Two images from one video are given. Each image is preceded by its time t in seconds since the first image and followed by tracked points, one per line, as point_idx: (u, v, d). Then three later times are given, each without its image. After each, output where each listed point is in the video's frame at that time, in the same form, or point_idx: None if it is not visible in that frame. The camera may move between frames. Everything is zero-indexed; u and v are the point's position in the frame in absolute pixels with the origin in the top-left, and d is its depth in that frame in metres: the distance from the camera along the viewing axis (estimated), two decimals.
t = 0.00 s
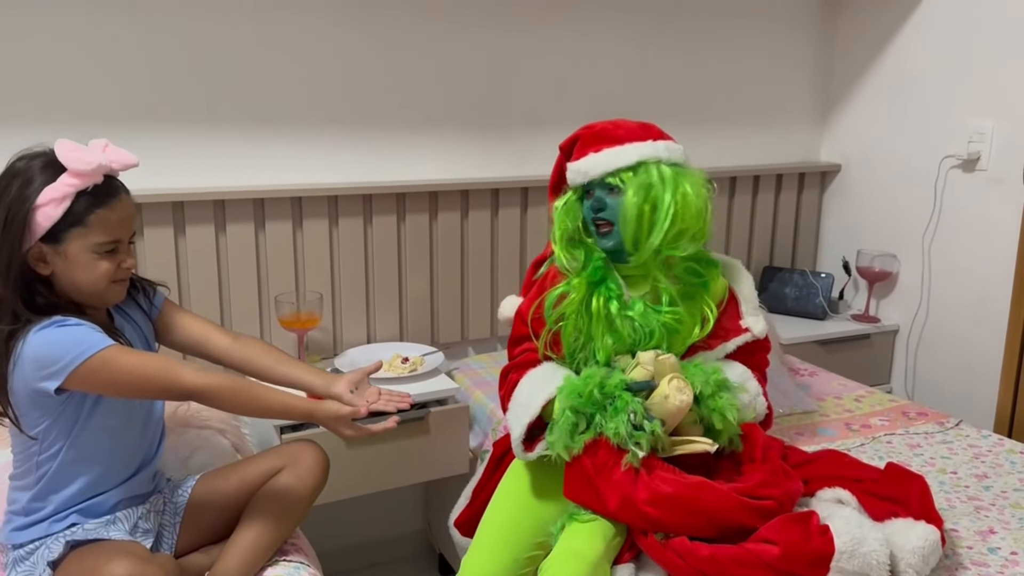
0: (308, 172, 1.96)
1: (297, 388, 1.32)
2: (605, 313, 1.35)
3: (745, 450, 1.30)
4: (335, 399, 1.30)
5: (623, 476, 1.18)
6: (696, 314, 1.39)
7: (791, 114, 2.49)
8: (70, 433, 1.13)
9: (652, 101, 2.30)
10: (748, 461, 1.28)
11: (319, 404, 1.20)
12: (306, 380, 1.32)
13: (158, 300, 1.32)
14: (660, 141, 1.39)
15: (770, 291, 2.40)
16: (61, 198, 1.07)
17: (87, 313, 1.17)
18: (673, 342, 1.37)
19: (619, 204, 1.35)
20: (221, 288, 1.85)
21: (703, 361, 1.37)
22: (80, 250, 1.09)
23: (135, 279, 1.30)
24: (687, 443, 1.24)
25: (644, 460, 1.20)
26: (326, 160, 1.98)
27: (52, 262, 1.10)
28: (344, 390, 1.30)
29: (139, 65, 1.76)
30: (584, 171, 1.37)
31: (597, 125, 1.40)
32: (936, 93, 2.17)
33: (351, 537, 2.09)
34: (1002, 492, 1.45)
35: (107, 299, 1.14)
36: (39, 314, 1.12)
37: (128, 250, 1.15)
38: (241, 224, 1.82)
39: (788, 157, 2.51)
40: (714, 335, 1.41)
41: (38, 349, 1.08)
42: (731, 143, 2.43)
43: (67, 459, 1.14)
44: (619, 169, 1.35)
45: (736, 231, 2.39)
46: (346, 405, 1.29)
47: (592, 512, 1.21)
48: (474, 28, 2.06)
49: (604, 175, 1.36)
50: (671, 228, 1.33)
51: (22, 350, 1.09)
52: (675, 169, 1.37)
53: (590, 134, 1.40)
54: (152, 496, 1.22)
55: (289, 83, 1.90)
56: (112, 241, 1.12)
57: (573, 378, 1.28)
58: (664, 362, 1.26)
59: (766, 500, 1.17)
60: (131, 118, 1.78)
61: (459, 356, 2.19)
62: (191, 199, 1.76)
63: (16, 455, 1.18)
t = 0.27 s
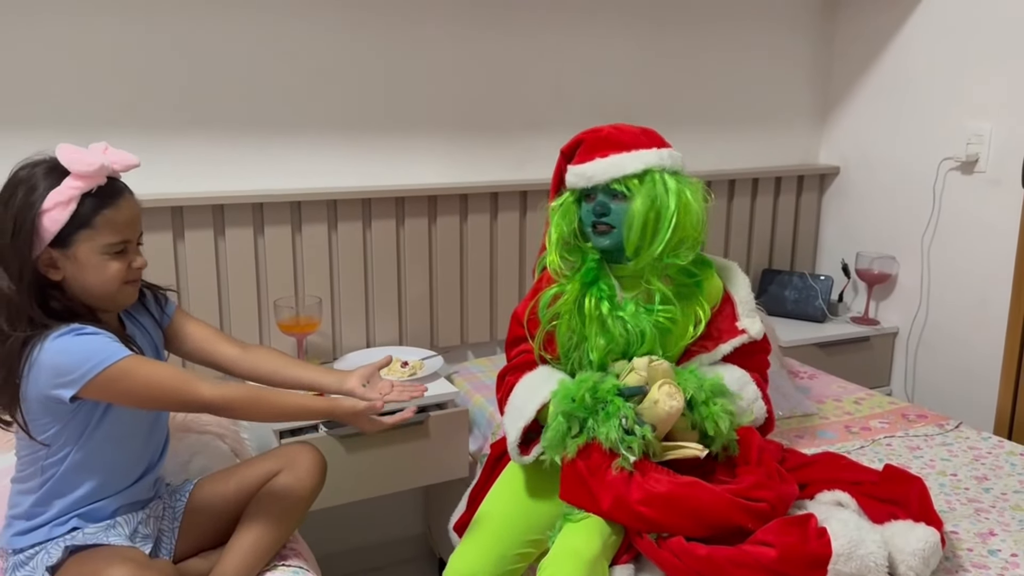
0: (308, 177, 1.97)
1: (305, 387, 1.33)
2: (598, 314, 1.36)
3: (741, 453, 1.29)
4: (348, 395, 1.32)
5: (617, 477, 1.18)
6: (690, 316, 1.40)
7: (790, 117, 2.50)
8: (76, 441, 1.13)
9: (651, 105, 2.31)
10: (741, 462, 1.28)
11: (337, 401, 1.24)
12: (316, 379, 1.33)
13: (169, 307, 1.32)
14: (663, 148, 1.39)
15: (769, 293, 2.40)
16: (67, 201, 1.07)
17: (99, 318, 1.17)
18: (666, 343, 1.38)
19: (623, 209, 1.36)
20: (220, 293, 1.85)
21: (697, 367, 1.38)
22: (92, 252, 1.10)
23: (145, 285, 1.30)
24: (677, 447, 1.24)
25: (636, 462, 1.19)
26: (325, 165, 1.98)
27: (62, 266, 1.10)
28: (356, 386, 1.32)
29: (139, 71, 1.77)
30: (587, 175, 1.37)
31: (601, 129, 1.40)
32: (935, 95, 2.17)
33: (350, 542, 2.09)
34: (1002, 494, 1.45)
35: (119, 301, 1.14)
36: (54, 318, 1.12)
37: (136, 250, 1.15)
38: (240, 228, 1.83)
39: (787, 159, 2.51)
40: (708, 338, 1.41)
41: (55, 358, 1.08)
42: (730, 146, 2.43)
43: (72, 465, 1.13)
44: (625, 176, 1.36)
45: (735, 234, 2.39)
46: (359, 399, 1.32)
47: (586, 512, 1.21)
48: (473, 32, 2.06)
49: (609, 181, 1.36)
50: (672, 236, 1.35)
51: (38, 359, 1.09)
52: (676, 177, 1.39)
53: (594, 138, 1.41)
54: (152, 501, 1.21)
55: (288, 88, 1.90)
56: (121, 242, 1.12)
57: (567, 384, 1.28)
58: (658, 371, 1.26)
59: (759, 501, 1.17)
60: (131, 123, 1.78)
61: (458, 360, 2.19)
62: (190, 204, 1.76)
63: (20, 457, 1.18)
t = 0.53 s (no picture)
0: (308, 181, 1.97)
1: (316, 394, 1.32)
2: (605, 321, 1.39)
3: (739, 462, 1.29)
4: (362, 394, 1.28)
5: (617, 492, 1.18)
6: (694, 321, 1.42)
7: (790, 120, 2.50)
8: (92, 445, 1.14)
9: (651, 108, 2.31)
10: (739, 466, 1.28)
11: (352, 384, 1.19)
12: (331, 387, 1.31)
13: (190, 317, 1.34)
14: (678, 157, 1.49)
15: (769, 296, 2.40)
16: (81, 201, 1.09)
17: (122, 319, 1.18)
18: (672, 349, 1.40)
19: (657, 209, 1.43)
20: (220, 297, 1.85)
21: (701, 394, 1.37)
22: (114, 249, 1.11)
23: (166, 291, 1.32)
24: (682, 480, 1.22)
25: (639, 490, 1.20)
26: (325, 169, 1.98)
27: (85, 268, 1.11)
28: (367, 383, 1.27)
29: (140, 76, 1.77)
30: (624, 174, 1.41)
31: (631, 133, 1.46)
32: (934, 98, 2.17)
33: (351, 546, 2.09)
34: (1003, 497, 1.45)
35: (144, 297, 1.15)
36: (82, 319, 1.13)
37: (153, 245, 1.16)
38: (241, 232, 1.83)
39: (786, 162, 2.52)
40: (711, 343, 1.43)
41: (85, 366, 1.09)
42: (730, 149, 2.44)
43: (84, 468, 1.14)
44: (660, 177, 1.43)
45: (736, 237, 2.39)
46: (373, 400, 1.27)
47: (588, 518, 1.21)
48: (473, 36, 2.07)
49: (644, 182, 1.42)
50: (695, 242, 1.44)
51: (64, 364, 1.10)
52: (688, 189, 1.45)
53: (625, 141, 1.44)
54: (159, 506, 1.21)
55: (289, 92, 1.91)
56: (139, 236, 1.13)
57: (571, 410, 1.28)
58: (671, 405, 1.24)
59: (757, 505, 1.17)
60: (132, 128, 1.78)
61: (458, 363, 2.19)
62: (191, 208, 1.76)
63: (31, 457, 1.18)
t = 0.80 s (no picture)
0: (309, 185, 1.97)
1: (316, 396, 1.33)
2: (609, 324, 1.40)
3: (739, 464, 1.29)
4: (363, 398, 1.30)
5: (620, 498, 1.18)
6: (699, 322, 1.42)
7: (791, 123, 2.50)
8: (96, 451, 1.14)
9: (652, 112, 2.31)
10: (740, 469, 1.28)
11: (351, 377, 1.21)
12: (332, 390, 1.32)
13: (195, 324, 1.34)
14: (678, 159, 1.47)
15: (770, 300, 2.40)
16: (89, 206, 1.09)
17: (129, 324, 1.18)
18: (676, 351, 1.40)
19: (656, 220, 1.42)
20: (222, 301, 1.85)
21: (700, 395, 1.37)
22: (122, 255, 1.11)
23: (174, 298, 1.32)
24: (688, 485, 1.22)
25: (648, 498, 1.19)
26: (326, 173, 1.98)
27: (92, 273, 1.11)
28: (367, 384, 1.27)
29: (142, 80, 1.77)
30: (623, 187, 1.40)
31: (629, 140, 1.44)
32: (934, 101, 2.17)
33: (353, 550, 2.09)
34: (1005, 500, 1.45)
35: (152, 303, 1.15)
36: (90, 324, 1.13)
37: (160, 250, 1.16)
38: (242, 236, 1.83)
39: (787, 165, 2.52)
40: (715, 345, 1.43)
41: (94, 372, 1.09)
42: (730, 152, 2.44)
43: (87, 473, 1.14)
44: (659, 187, 1.42)
45: (737, 240, 2.39)
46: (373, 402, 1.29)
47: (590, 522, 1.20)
48: (474, 41, 2.07)
49: (643, 193, 1.41)
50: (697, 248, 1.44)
51: (71, 369, 1.10)
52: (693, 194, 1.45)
53: (623, 152, 1.42)
54: (162, 511, 1.21)
55: (290, 96, 1.91)
56: (146, 242, 1.13)
57: (579, 417, 1.27)
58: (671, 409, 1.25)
59: (757, 509, 1.17)
60: (134, 132, 1.79)
61: (459, 367, 2.19)
62: (193, 212, 1.76)
63: (33, 462, 1.18)
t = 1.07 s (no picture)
0: (311, 187, 1.97)
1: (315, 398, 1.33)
2: (610, 319, 1.40)
3: (737, 466, 1.28)
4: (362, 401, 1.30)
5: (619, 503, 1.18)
6: (701, 321, 1.42)
7: (793, 125, 2.50)
8: (95, 453, 1.14)
9: (654, 114, 2.31)
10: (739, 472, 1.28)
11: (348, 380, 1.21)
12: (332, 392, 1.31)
13: (195, 327, 1.34)
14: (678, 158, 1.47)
15: (772, 302, 2.40)
16: (88, 208, 1.09)
17: (128, 327, 1.18)
18: (677, 349, 1.40)
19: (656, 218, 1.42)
20: (224, 303, 1.85)
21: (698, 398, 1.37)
22: (120, 256, 1.11)
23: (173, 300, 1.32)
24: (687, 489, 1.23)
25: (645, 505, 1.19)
26: (328, 175, 1.98)
27: (91, 275, 1.11)
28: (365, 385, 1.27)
29: (144, 83, 1.77)
30: (621, 185, 1.41)
31: (629, 140, 1.44)
32: (937, 103, 2.17)
33: (354, 553, 2.08)
34: (1009, 503, 1.44)
35: (151, 305, 1.15)
36: (88, 326, 1.13)
37: (159, 252, 1.16)
38: (244, 238, 1.83)
39: (789, 168, 2.52)
40: (715, 347, 1.43)
41: (92, 374, 1.08)
42: (732, 154, 2.43)
43: (87, 476, 1.14)
44: (658, 185, 1.42)
45: (739, 242, 2.39)
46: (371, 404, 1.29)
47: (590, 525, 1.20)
48: (476, 43, 2.07)
49: (642, 191, 1.41)
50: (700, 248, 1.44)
51: (68, 370, 1.10)
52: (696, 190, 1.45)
53: (621, 150, 1.43)
54: (164, 513, 1.21)
55: (292, 98, 1.91)
56: (145, 244, 1.13)
57: (574, 428, 1.27)
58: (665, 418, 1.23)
59: (759, 511, 1.16)
60: (136, 134, 1.79)
61: (462, 369, 2.19)
62: (195, 214, 1.76)
63: (33, 465, 1.18)
